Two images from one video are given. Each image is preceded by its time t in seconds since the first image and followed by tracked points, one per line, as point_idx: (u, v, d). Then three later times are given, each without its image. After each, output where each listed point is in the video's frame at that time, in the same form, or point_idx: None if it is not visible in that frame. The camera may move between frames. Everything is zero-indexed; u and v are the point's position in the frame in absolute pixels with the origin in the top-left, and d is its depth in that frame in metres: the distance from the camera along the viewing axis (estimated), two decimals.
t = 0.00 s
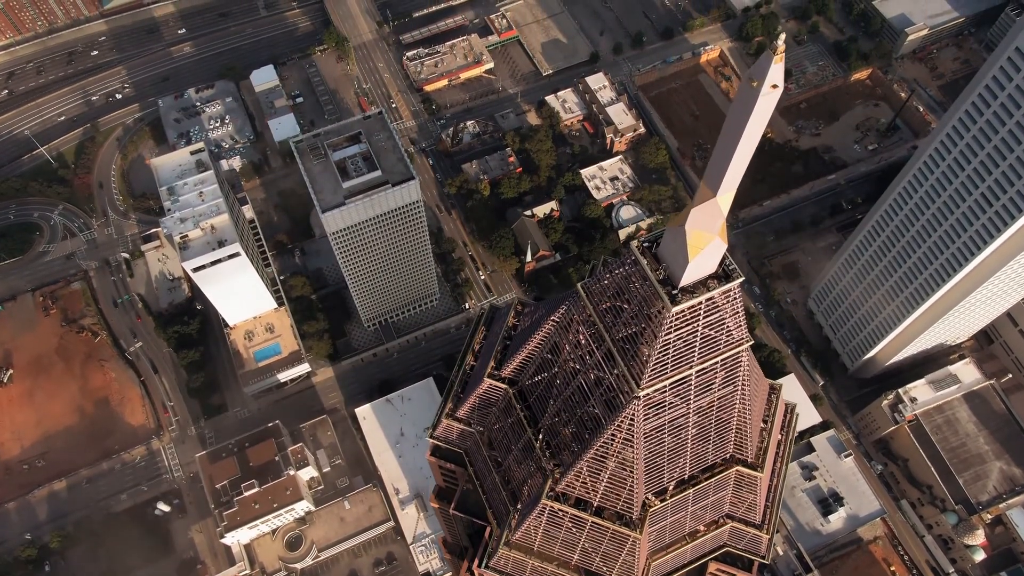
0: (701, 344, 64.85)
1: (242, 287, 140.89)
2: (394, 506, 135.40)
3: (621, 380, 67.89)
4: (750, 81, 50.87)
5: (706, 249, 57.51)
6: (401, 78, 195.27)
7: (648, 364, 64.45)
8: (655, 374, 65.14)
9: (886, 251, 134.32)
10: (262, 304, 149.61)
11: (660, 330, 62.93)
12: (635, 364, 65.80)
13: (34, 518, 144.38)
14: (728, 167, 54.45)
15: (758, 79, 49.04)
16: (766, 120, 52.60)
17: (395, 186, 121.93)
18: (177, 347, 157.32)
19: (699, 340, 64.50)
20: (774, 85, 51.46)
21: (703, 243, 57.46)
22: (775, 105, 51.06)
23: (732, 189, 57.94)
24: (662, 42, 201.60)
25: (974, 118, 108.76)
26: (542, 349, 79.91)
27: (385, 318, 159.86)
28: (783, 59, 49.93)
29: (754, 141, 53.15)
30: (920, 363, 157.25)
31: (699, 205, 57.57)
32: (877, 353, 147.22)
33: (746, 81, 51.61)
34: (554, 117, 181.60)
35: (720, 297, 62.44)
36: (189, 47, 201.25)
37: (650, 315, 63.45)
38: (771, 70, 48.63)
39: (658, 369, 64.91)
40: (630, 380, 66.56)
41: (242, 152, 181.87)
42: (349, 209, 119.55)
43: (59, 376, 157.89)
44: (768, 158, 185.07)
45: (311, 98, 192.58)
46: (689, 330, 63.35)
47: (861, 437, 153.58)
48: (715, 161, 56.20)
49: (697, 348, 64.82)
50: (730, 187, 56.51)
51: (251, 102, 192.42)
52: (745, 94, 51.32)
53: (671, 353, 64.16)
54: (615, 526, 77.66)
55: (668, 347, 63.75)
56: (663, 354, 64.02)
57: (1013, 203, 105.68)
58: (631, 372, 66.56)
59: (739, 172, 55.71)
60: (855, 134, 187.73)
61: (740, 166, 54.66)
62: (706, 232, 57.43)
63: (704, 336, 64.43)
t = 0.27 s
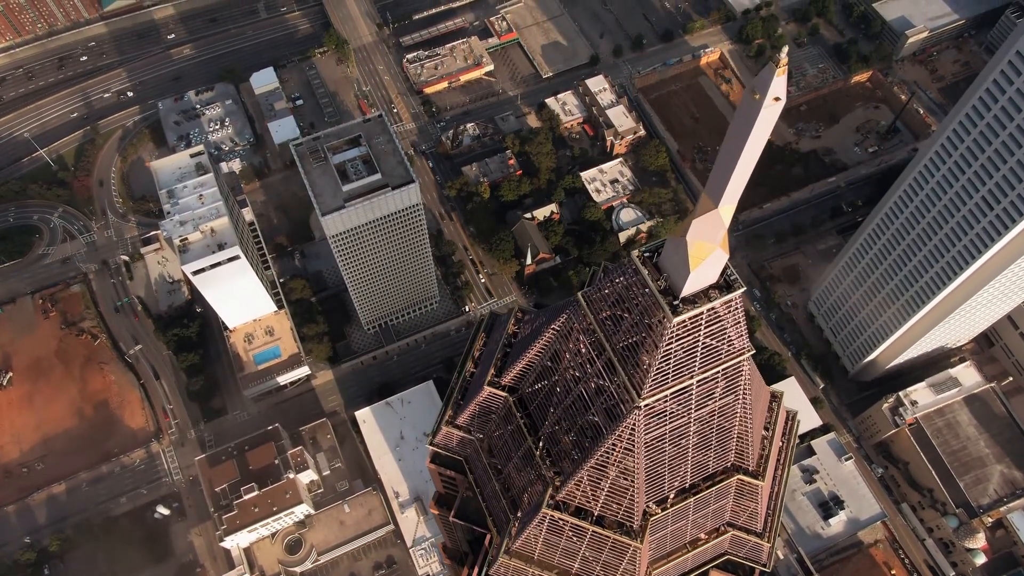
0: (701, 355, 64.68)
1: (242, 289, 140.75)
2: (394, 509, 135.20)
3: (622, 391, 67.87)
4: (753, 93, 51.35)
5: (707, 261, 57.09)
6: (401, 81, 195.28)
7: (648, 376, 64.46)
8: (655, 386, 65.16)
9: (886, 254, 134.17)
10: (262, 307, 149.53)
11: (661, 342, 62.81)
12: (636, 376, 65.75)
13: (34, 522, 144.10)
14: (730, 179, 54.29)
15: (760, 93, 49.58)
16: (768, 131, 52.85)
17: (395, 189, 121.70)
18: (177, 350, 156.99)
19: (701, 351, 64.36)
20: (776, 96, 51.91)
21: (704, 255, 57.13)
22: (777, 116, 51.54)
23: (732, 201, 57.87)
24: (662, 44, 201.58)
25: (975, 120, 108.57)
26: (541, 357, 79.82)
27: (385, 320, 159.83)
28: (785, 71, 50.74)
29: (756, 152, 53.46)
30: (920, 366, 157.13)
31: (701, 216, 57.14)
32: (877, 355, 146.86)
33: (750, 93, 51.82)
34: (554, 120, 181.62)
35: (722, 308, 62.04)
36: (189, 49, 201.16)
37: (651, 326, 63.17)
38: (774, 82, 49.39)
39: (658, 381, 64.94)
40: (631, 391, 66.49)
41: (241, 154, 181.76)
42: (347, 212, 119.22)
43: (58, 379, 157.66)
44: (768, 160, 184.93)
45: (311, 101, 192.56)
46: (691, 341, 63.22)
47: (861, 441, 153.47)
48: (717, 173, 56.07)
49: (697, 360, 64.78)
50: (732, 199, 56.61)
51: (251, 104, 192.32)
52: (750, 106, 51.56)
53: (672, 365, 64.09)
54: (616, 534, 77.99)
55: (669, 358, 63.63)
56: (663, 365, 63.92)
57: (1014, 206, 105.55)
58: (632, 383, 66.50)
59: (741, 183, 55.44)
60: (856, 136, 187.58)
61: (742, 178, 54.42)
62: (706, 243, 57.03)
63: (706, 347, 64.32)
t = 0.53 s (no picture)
0: (704, 366, 65.32)
1: (242, 293, 140.46)
2: (394, 513, 134.69)
3: (623, 402, 68.08)
4: (756, 108, 53.51)
5: (708, 273, 58.26)
6: (401, 83, 195.20)
7: (650, 387, 64.79)
8: (656, 397, 65.47)
9: (886, 259, 134.14)
10: (261, 310, 149.29)
11: (662, 353, 63.31)
12: (637, 387, 66.02)
13: (33, 525, 143.85)
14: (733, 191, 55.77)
15: (764, 107, 51.82)
16: (770, 146, 54.84)
17: (395, 193, 121.60)
18: (176, 353, 156.75)
19: (702, 362, 64.92)
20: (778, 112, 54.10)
21: (706, 266, 58.20)
22: (779, 131, 53.53)
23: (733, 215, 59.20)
24: (662, 47, 201.54)
25: (976, 124, 108.36)
26: (542, 366, 80.04)
27: (385, 324, 159.66)
28: (787, 89, 52.92)
29: (758, 166, 55.35)
30: (921, 369, 156.95)
31: (703, 229, 58.12)
32: (877, 359, 146.84)
33: (752, 108, 53.98)
34: (554, 122, 181.50)
35: (724, 320, 63.24)
36: (188, 52, 201.11)
37: (653, 337, 63.73)
38: (777, 97, 51.41)
39: (659, 392, 65.30)
40: (632, 402, 66.80)
41: (241, 157, 181.56)
42: (348, 216, 119.17)
43: (57, 383, 157.42)
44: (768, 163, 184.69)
45: (311, 103, 192.50)
46: (693, 352, 63.88)
47: (862, 444, 153.11)
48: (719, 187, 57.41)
49: (700, 371, 65.32)
50: (734, 212, 58.13)
51: (251, 107, 192.25)
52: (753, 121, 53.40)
53: (673, 375, 64.51)
54: (617, 546, 77.77)
55: (670, 369, 64.06)
56: (665, 376, 64.34)
57: (1015, 211, 105.42)
58: (633, 394, 66.81)
59: (743, 196, 57.25)
60: (856, 139, 187.47)
61: (745, 190, 56.05)
62: (708, 256, 58.16)
63: (708, 357, 64.95)
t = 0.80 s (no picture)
0: (705, 375, 65.48)
1: (242, 296, 140.22)
2: (394, 517, 134.23)
3: (624, 411, 68.07)
4: (758, 121, 53.29)
5: (710, 284, 58.34)
6: (401, 86, 195.13)
7: (651, 396, 64.89)
8: (657, 407, 65.54)
9: (886, 262, 134.05)
10: (261, 313, 149.08)
11: (663, 363, 63.43)
12: (638, 396, 66.08)
13: (32, 529, 143.65)
14: (735, 204, 55.64)
15: (766, 119, 51.52)
16: (773, 158, 54.50)
17: (395, 196, 121.40)
18: (176, 356, 156.53)
19: (703, 371, 65.07)
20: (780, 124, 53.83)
21: (707, 277, 58.31)
22: (782, 144, 53.31)
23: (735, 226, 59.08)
24: (662, 49, 201.54)
25: (976, 128, 108.26)
26: (542, 375, 79.95)
27: (385, 327, 159.48)
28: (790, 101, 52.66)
29: (761, 178, 55.07)
30: (921, 372, 156.79)
31: (704, 240, 58.19)
32: (877, 362, 146.71)
33: (754, 120, 53.74)
34: (554, 125, 181.42)
35: (725, 329, 63.55)
36: (188, 54, 201.09)
37: (654, 347, 63.89)
38: (780, 110, 51.17)
39: (660, 402, 65.38)
40: (633, 411, 66.82)
41: (241, 159, 181.40)
42: (348, 219, 119.01)
43: (57, 386, 157.20)
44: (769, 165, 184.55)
45: (311, 106, 192.51)
46: (695, 362, 64.06)
47: (862, 447, 152.58)
48: (721, 198, 57.34)
49: (701, 380, 65.48)
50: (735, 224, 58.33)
51: (251, 109, 192.20)
52: (755, 133, 53.17)
53: (674, 385, 64.61)
54: (618, 554, 77.75)
55: (671, 378, 64.16)
56: (666, 385, 64.42)
57: (1015, 215, 105.32)
58: (634, 403, 66.87)
59: (745, 209, 57.01)
60: (857, 142, 187.36)
61: (747, 203, 55.88)
62: (710, 267, 58.22)
63: (709, 367, 65.16)
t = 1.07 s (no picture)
0: (706, 386, 65.51)
1: (241, 298, 140.01)
2: (393, 520, 134.32)
3: (625, 421, 67.97)
4: (760, 134, 53.27)
5: (711, 296, 58.70)
6: (401, 88, 195.05)
7: (652, 407, 64.80)
8: (658, 417, 65.45)
9: (886, 266, 133.93)
10: (261, 316, 148.94)
11: (664, 373, 63.46)
12: (639, 406, 66.00)
13: (32, 532, 143.40)
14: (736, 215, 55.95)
15: (769, 133, 51.46)
16: (775, 170, 54.45)
17: (394, 199, 121.07)
18: (176, 359, 156.27)
19: (704, 382, 65.08)
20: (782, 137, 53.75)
21: (708, 289, 58.66)
22: (784, 156, 53.23)
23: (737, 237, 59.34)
24: (662, 52, 201.47)
25: (977, 131, 108.16)
26: (542, 383, 79.79)
27: (385, 329, 159.39)
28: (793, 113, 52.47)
29: (763, 190, 55.16)
30: (922, 376, 156.58)
31: (705, 251, 58.53)
32: (878, 366, 146.55)
33: (756, 133, 53.74)
34: (554, 127, 181.31)
35: (727, 340, 63.81)
36: (188, 57, 201.05)
37: (656, 357, 63.95)
38: (783, 123, 50.91)
39: (661, 412, 65.29)
40: (634, 422, 66.73)
41: (241, 162, 181.31)
42: (348, 222, 118.82)
43: (56, 389, 156.96)
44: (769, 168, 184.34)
45: (311, 108, 192.47)
46: (696, 372, 64.13)
47: (863, 450, 152.39)
48: (723, 210, 57.64)
49: (702, 390, 65.52)
50: (737, 235, 58.33)
51: (251, 112, 192.14)
52: (757, 146, 53.19)
53: (676, 396, 64.57)
54: (618, 564, 77.60)
55: (673, 389, 64.12)
56: (668, 396, 64.35)
57: (1016, 218, 105.22)
58: (635, 413, 66.77)
59: (746, 220, 57.25)
60: (857, 144, 187.20)
61: (748, 215, 56.23)
62: (710, 279, 58.60)
63: (710, 377, 65.20)
